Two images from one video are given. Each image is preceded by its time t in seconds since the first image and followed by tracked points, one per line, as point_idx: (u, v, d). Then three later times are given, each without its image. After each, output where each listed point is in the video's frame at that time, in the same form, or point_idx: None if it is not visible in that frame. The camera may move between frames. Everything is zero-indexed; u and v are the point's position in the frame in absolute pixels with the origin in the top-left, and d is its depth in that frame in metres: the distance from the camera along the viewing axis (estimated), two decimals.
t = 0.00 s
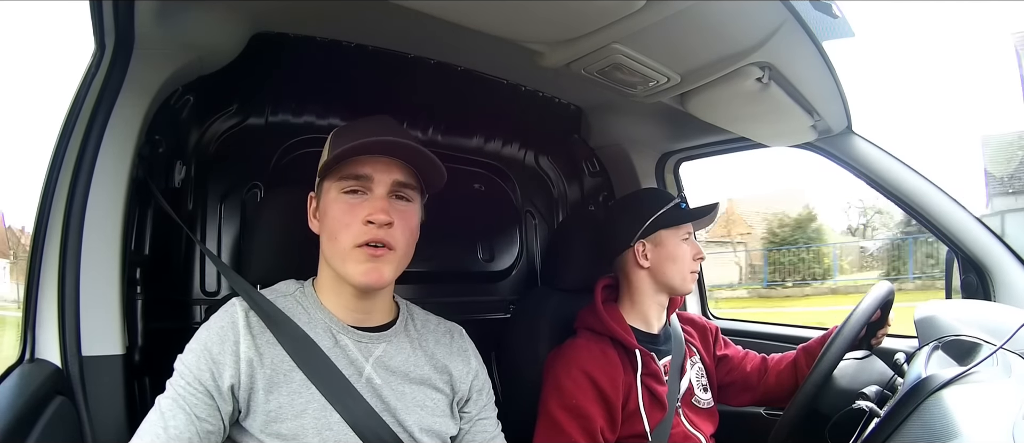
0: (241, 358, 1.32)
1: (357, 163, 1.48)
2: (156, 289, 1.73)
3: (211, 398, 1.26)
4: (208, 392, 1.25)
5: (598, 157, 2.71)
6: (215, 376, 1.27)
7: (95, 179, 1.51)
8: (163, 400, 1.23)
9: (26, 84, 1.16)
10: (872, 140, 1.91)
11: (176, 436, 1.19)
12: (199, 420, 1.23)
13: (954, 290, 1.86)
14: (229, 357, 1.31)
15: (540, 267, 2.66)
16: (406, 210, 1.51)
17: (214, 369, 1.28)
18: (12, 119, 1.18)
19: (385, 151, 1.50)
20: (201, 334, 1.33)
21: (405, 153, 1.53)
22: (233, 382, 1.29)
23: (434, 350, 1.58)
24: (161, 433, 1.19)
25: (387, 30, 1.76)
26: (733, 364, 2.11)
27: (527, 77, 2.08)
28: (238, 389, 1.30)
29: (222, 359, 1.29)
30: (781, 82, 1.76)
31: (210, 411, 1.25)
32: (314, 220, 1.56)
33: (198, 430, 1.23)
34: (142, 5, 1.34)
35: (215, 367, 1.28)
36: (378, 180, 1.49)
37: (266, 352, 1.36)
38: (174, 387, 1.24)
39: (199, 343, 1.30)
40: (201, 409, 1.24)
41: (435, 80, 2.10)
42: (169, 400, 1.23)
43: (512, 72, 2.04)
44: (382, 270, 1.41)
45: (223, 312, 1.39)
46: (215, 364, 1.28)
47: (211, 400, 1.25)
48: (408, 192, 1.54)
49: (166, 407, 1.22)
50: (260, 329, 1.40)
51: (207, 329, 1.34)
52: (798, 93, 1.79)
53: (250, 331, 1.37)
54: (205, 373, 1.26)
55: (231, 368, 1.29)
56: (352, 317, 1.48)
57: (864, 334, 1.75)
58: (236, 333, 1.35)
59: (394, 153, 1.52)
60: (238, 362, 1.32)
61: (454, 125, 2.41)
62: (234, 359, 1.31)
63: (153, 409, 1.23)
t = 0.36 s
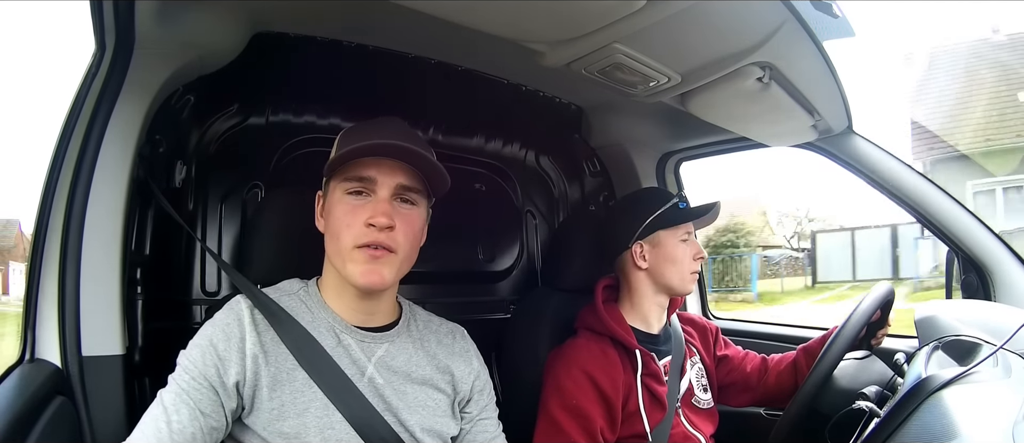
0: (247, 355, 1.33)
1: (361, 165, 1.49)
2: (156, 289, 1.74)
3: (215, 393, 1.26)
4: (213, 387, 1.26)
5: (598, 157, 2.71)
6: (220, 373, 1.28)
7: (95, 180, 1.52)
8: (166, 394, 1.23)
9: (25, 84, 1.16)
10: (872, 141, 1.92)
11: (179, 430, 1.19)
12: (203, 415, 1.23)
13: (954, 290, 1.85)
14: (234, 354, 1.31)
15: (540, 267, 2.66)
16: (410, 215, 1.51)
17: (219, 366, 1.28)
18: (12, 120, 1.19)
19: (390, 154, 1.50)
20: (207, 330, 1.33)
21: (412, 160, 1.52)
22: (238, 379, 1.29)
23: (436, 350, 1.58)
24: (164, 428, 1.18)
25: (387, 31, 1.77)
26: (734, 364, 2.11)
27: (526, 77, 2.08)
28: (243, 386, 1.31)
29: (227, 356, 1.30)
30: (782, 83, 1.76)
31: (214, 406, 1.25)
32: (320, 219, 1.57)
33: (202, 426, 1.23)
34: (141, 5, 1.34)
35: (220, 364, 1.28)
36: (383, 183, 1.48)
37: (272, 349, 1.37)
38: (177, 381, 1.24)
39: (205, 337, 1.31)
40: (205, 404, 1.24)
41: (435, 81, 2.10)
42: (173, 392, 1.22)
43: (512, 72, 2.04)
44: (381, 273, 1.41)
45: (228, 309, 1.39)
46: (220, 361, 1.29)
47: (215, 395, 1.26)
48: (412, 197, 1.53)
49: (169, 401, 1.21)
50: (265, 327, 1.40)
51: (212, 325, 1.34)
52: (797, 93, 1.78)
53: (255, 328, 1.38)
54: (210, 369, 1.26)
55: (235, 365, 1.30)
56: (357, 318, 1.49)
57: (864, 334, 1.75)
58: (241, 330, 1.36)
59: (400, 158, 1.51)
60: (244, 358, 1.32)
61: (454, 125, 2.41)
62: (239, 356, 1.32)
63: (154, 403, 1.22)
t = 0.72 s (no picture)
0: (249, 355, 1.33)
1: (366, 168, 1.48)
2: (156, 289, 1.73)
3: (217, 393, 1.26)
4: (215, 387, 1.25)
5: (598, 157, 2.71)
6: (221, 372, 1.28)
7: (95, 181, 1.51)
8: (166, 393, 1.23)
9: (25, 84, 1.16)
10: (872, 139, 1.90)
11: (181, 430, 1.19)
12: (205, 415, 1.23)
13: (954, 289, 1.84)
14: (236, 353, 1.31)
15: (540, 267, 2.66)
16: (415, 217, 1.50)
17: (221, 365, 1.28)
18: (12, 120, 1.19)
19: (396, 156, 1.50)
20: (208, 329, 1.33)
21: (417, 162, 1.52)
22: (239, 379, 1.29)
23: (437, 353, 1.58)
24: (165, 427, 1.18)
25: (386, 30, 1.76)
26: (733, 365, 2.11)
27: (527, 76, 2.08)
28: (244, 386, 1.30)
29: (229, 355, 1.30)
30: (782, 82, 1.75)
31: (215, 406, 1.25)
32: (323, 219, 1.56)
33: (203, 425, 1.23)
34: (142, 5, 1.34)
35: (222, 363, 1.28)
36: (388, 186, 1.48)
37: (273, 350, 1.37)
38: (178, 381, 1.24)
39: (207, 337, 1.30)
40: (206, 403, 1.23)
41: (435, 80, 2.10)
42: (173, 392, 1.22)
43: (512, 71, 2.04)
44: (386, 275, 1.41)
45: (230, 309, 1.39)
46: (221, 360, 1.29)
47: (217, 395, 1.26)
48: (416, 199, 1.53)
49: (170, 400, 1.21)
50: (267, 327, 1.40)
51: (214, 324, 1.34)
52: (798, 93, 1.78)
53: (257, 328, 1.38)
54: (212, 368, 1.26)
55: (237, 364, 1.30)
56: (359, 319, 1.48)
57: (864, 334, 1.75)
58: (243, 329, 1.36)
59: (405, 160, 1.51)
60: (246, 358, 1.32)
61: (454, 125, 2.41)
62: (241, 355, 1.32)
63: (155, 401, 1.22)
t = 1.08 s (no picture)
0: (249, 354, 1.33)
1: (367, 165, 1.48)
2: (156, 289, 1.73)
3: (217, 393, 1.26)
4: (215, 387, 1.25)
5: (598, 157, 2.71)
6: (222, 371, 1.27)
7: (95, 181, 1.51)
8: (167, 394, 1.22)
9: (25, 84, 1.16)
10: (872, 139, 1.89)
11: (182, 430, 1.18)
12: (205, 415, 1.23)
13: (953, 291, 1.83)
14: (236, 353, 1.31)
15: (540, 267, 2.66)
16: (416, 212, 1.52)
17: (222, 364, 1.28)
18: (12, 120, 1.18)
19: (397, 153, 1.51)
20: (209, 328, 1.32)
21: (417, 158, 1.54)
22: (240, 378, 1.29)
23: (437, 352, 1.58)
24: (167, 427, 1.17)
25: (386, 31, 1.76)
26: (733, 365, 2.11)
27: (527, 77, 2.08)
28: (244, 385, 1.30)
29: (230, 354, 1.30)
30: (781, 83, 1.75)
31: (216, 406, 1.25)
32: (320, 220, 1.56)
33: (204, 425, 1.22)
34: (143, 5, 1.34)
35: (222, 362, 1.28)
36: (390, 181, 1.49)
37: (273, 349, 1.37)
38: (179, 381, 1.23)
39: (207, 336, 1.30)
40: (207, 403, 1.23)
41: (435, 80, 2.10)
42: (174, 392, 1.22)
43: (512, 72, 2.04)
44: (394, 269, 1.41)
45: (230, 308, 1.39)
46: (222, 359, 1.28)
47: (217, 394, 1.26)
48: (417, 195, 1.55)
49: (170, 401, 1.21)
50: (267, 326, 1.40)
51: (215, 323, 1.34)
52: (797, 93, 1.78)
53: (257, 327, 1.38)
54: (212, 368, 1.26)
55: (238, 364, 1.30)
56: (356, 317, 1.48)
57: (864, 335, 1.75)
58: (244, 329, 1.36)
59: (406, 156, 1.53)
60: (246, 357, 1.32)
61: (454, 125, 2.41)
62: (241, 355, 1.32)
63: (156, 401, 1.22)
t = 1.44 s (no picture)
0: (249, 353, 1.34)
1: (379, 164, 1.50)
2: (156, 289, 1.73)
3: (217, 392, 1.26)
4: (215, 386, 1.26)
5: (598, 157, 2.71)
6: (221, 370, 1.28)
7: (95, 182, 1.52)
8: (167, 393, 1.23)
9: (26, 84, 1.17)
10: (872, 139, 1.89)
11: (181, 429, 1.19)
12: (205, 414, 1.23)
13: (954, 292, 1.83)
14: (236, 352, 1.31)
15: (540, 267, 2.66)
16: (423, 209, 1.56)
17: (221, 363, 1.28)
18: (12, 121, 1.19)
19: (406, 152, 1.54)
20: (208, 327, 1.33)
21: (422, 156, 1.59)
22: (239, 377, 1.30)
23: (436, 351, 1.58)
24: (166, 427, 1.18)
25: (385, 31, 1.77)
26: (733, 367, 2.11)
27: (527, 77, 2.08)
28: (243, 384, 1.31)
29: (229, 353, 1.30)
30: (781, 83, 1.75)
31: (216, 405, 1.25)
32: (319, 220, 1.54)
33: (203, 425, 1.22)
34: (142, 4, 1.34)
35: (222, 361, 1.28)
36: (401, 180, 1.51)
37: (273, 348, 1.37)
38: (178, 380, 1.24)
39: (207, 336, 1.31)
40: (207, 403, 1.24)
41: (435, 81, 2.10)
42: (174, 391, 1.23)
43: (512, 72, 2.04)
44: (410, 266, 1.44)
45: (229, 307, 1.40)
46: (221, 358, 1.29)
47: (217, 394, 1.26)
48: (422, 192, 1.59)
49: (170, 401, 1.21)
50: (267, 325, 1.40)
51: (214, 322, 1.34)
52: (797, 93, 1.78)
53: (257, 327, 1.38)
54: (212, 367, 1.26)
55: (237, 363, 1.30)
56: (354, 315, 1.49)
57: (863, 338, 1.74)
58: (243, 328, 1.36)
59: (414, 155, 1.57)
60: (245, 357, 1.33)
61: (454, 125, 2.41)
62: (241, 354, 1.32)
63: (155, 401, 1.22)
